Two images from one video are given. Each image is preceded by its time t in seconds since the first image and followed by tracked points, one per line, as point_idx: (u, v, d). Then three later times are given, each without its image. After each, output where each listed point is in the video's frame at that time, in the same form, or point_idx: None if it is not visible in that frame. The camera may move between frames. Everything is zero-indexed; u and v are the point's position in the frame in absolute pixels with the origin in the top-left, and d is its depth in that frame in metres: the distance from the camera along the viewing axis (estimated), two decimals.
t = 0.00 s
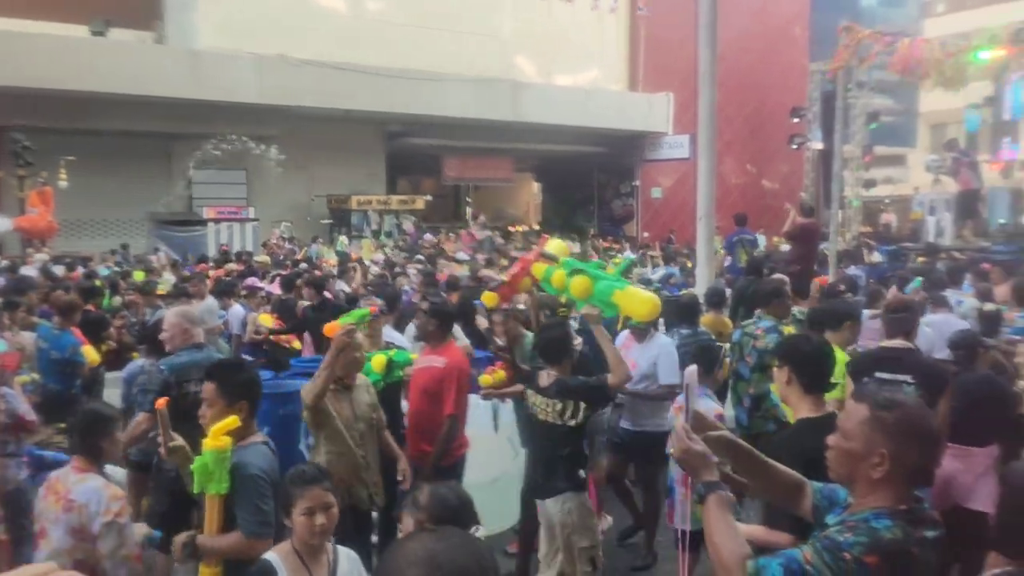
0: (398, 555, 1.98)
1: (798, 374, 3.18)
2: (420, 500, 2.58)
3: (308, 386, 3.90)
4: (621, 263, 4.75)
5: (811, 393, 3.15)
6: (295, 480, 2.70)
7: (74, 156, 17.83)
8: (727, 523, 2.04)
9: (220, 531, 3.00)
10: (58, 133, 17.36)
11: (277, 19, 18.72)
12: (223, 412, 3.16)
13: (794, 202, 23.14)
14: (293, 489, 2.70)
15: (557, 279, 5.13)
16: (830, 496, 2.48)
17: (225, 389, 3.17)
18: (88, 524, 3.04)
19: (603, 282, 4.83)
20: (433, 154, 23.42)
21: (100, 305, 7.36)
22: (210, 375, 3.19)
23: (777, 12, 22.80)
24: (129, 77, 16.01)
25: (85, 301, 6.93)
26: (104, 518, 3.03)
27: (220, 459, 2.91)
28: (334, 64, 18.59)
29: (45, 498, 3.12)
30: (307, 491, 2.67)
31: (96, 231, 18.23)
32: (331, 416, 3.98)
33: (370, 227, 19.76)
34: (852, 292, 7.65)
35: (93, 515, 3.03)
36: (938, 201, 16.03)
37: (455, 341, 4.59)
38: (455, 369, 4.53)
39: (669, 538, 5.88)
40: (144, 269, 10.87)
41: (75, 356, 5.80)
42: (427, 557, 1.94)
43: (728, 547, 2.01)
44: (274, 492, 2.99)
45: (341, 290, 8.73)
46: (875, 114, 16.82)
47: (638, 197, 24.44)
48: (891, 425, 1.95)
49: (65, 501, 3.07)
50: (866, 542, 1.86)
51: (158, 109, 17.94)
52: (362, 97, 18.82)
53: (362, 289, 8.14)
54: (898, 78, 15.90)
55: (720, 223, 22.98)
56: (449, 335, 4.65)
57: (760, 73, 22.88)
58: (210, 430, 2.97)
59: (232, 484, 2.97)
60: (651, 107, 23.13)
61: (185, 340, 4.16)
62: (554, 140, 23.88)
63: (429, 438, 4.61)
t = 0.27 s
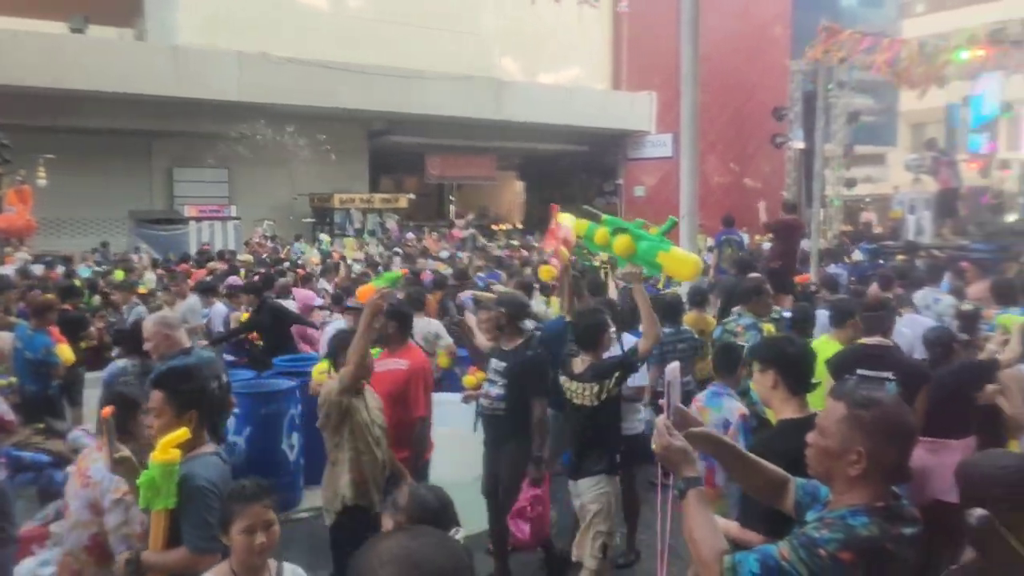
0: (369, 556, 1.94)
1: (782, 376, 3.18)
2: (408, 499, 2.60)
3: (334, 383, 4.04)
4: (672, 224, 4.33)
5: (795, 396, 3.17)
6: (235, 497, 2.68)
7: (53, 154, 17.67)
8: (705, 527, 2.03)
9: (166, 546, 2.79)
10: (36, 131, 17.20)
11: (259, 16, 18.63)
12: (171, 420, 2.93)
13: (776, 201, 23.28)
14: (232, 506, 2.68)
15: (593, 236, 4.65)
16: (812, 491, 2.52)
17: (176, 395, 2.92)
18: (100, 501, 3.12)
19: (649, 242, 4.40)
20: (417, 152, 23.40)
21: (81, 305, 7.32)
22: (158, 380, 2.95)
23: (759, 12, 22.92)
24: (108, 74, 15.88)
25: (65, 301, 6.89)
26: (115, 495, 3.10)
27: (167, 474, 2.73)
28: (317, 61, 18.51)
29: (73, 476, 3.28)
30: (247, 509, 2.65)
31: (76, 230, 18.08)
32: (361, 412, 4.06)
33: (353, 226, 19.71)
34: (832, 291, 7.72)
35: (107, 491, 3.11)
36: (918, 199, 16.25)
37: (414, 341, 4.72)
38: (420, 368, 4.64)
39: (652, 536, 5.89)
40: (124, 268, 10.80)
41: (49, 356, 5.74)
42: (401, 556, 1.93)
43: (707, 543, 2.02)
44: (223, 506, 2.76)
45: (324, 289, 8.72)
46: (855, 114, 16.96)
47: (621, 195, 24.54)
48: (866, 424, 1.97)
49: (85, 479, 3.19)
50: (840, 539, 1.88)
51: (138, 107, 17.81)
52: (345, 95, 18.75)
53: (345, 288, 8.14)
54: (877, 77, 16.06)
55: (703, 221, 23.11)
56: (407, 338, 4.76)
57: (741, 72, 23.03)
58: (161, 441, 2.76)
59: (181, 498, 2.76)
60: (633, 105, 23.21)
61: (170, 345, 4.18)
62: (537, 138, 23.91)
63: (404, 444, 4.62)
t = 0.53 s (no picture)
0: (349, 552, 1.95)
1: (780, 377, 3.13)
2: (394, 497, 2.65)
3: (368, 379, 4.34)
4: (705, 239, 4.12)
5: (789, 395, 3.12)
6: (181, 508, 2.67)
7: (32, 154, 17.49)
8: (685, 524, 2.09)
9: (110, 558, 2.96)
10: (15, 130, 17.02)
11: (241, 15, 18.53)
12: (115, 428, 3.13)
13: (758, 201, 23.38)
14: (177, 517, 2.68)
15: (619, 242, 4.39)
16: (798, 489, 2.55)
17: (121, 406, 3.12)
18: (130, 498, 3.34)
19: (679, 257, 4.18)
20: (400, 152, 23.34)
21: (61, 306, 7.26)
22: (104, 391, 3.13)
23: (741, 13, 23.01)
24: (88, 73, 15.74)
25: (44, 302, 6.84)
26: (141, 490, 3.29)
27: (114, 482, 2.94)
28: (300, 61, 18.46)
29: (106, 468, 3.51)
30: (192, 522, 2.64)
31: (55, 230, 17.90)
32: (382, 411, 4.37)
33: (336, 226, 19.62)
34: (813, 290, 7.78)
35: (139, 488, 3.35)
36: (898, 200, 16.48)
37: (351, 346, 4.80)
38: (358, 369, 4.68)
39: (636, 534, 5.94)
40: (104, 269, 10.70)
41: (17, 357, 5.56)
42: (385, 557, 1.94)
43: (687, 539, 2.09)
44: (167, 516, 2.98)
45: (307, 289, 8.69)
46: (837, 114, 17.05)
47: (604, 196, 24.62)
48: (845, 424, 2.00)
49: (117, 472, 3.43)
50: (818, 536, 1.90)
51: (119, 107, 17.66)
52: (328, 94, 18.72)
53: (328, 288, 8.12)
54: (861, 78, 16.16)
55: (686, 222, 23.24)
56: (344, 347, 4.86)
57: (724, 74, 23.17)
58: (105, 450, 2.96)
59: (127, 510, 2.97)
60: (617, 106, 23.23)
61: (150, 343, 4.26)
62: (520, 138, 23.90)
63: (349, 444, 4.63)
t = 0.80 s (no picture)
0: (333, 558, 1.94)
1: (779, 373, 3.14)
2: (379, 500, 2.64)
3: (396, 380, 4.40)
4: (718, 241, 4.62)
5: (779, 391, 3.15)
6: (148, 518, 2.65)
7: (10, 155, 17.31)
8: (669, 520, 2.11)
9: None
10: None
11: (222, 15, 18.44)
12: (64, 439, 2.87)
13: (741, 201, 23.50)
14: (143, 529, 2.65)
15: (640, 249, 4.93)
16: (782, 488, 2.59)
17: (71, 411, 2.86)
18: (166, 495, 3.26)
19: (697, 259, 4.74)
20: (383, 153, 23.28)
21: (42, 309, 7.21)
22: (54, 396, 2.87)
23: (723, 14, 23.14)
24: (67, 73, 15.60)
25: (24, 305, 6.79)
26: (180, 489, 3.27)
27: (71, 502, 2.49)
28: (282, 61, 18.39)
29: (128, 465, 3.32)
30: (158, 535, 2.62)
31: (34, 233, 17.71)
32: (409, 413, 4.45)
33: (319, 227, 19.54)
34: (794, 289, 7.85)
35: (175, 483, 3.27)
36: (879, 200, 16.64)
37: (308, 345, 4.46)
38: (314, 373, 4.36)
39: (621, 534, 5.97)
40: (84, 271, 10.63)
41: None
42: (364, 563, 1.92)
43: (670, 534, 2.10)
44: (134, 518, 2.77)
45: (290, 291, 8.67)
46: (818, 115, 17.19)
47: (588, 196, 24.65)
48: (824, 423, 2.02)
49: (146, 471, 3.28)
50: (798, 533, 1.91)
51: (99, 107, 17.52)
52: (311, 95, 18.66)
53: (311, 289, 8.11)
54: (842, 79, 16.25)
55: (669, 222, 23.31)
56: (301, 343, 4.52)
57: (706, 74, 23.27)
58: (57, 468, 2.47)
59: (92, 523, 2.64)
60: (600, 106, 23.28)
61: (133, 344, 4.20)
62: (503, 139, 23.90)
63: (304, 444, 4.43)
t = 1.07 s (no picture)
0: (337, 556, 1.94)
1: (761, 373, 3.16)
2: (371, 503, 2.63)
3: (418, 374, 4.26)
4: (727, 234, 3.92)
5: (762, 390, 3.18)
6: (125, 526, 2.65)
7: None
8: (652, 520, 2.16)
9: None
10: None
11: (204, 15, 18.34)
12: (21, 452, 2.74)
13: (724, 202, 23.64)
14: (121, 538, 2.64)
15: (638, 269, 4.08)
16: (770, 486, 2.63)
17: (30, 422, 2.75)
18: (203, 486, 3.46)
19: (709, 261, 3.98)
20: (367, 154, 23.23)
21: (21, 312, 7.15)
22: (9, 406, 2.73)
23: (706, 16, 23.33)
24: (48, 73, 15.45)
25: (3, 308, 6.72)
26: (217, 482, 3.45)
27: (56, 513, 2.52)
28: (265, 62, 18.31)
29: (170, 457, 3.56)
30: (136, 543, 2.62)
31: (13, 235, 17.50)
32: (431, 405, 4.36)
33: (303, 229, 19.46)
34: (776, 290, 7.91)
35: (211, 476, 3.45)
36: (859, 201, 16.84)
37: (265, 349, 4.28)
38: (269, 379, 4.20)
39: (607, 535, 5.98)
40: (63, 274, 10.53)
41: None
42: (370, 556, 1.93)
43: (653, 531, 2.15)
44: (105, 521, 2.74)
45: (273, 292, 8.64)
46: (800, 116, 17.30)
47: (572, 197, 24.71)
48: (805, 422, 2.04)
49: (184, 463, 3.48)
50: (777, 532, 1.94)
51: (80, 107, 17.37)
52: (294, 96, 18.59)
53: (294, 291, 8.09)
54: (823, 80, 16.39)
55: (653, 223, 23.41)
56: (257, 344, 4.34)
57: (689, 76, 23.38)
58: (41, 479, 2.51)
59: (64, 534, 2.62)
60: (583, 108, 23.28)
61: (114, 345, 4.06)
62: (487, 140, 23.94)
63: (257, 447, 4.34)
